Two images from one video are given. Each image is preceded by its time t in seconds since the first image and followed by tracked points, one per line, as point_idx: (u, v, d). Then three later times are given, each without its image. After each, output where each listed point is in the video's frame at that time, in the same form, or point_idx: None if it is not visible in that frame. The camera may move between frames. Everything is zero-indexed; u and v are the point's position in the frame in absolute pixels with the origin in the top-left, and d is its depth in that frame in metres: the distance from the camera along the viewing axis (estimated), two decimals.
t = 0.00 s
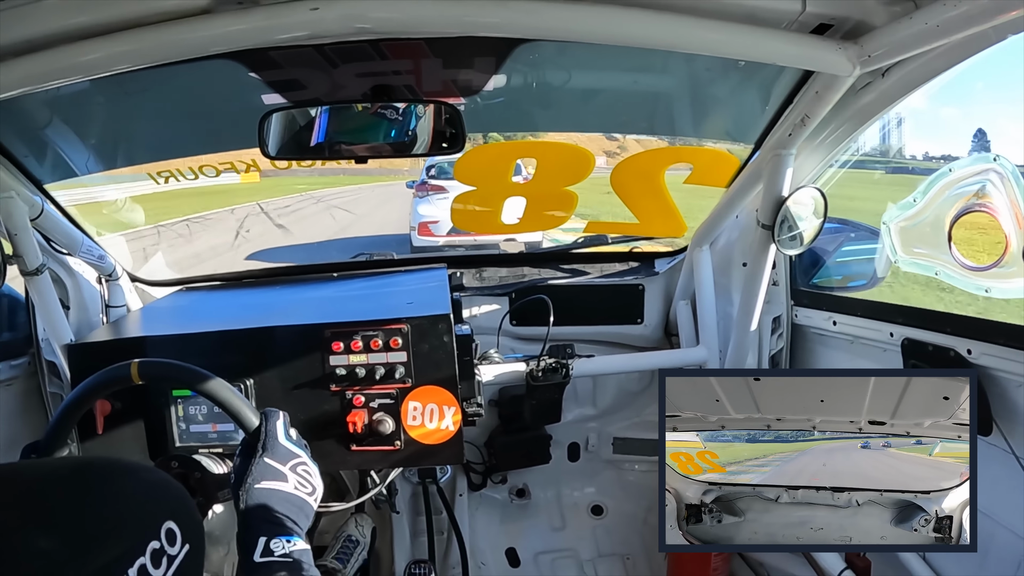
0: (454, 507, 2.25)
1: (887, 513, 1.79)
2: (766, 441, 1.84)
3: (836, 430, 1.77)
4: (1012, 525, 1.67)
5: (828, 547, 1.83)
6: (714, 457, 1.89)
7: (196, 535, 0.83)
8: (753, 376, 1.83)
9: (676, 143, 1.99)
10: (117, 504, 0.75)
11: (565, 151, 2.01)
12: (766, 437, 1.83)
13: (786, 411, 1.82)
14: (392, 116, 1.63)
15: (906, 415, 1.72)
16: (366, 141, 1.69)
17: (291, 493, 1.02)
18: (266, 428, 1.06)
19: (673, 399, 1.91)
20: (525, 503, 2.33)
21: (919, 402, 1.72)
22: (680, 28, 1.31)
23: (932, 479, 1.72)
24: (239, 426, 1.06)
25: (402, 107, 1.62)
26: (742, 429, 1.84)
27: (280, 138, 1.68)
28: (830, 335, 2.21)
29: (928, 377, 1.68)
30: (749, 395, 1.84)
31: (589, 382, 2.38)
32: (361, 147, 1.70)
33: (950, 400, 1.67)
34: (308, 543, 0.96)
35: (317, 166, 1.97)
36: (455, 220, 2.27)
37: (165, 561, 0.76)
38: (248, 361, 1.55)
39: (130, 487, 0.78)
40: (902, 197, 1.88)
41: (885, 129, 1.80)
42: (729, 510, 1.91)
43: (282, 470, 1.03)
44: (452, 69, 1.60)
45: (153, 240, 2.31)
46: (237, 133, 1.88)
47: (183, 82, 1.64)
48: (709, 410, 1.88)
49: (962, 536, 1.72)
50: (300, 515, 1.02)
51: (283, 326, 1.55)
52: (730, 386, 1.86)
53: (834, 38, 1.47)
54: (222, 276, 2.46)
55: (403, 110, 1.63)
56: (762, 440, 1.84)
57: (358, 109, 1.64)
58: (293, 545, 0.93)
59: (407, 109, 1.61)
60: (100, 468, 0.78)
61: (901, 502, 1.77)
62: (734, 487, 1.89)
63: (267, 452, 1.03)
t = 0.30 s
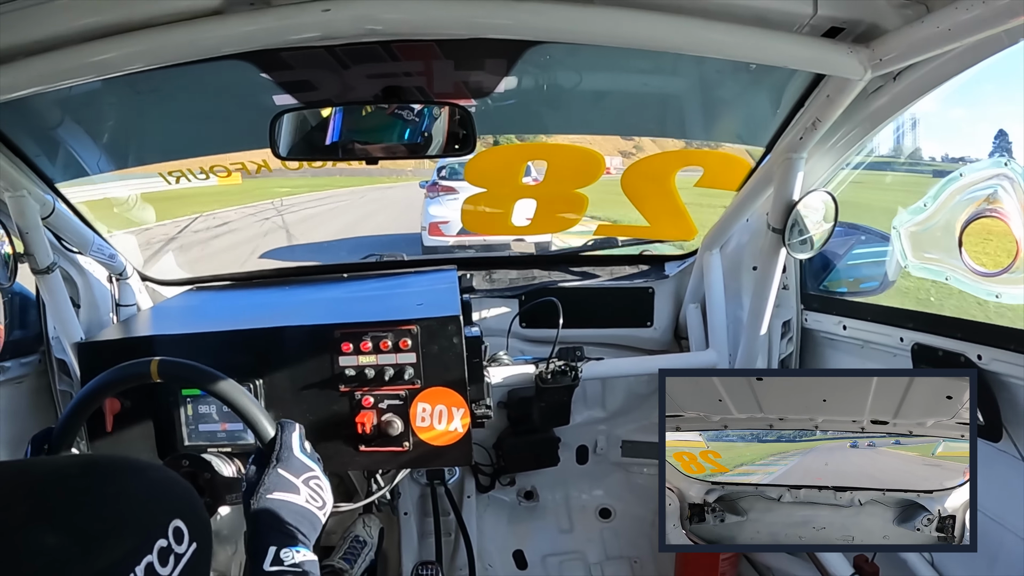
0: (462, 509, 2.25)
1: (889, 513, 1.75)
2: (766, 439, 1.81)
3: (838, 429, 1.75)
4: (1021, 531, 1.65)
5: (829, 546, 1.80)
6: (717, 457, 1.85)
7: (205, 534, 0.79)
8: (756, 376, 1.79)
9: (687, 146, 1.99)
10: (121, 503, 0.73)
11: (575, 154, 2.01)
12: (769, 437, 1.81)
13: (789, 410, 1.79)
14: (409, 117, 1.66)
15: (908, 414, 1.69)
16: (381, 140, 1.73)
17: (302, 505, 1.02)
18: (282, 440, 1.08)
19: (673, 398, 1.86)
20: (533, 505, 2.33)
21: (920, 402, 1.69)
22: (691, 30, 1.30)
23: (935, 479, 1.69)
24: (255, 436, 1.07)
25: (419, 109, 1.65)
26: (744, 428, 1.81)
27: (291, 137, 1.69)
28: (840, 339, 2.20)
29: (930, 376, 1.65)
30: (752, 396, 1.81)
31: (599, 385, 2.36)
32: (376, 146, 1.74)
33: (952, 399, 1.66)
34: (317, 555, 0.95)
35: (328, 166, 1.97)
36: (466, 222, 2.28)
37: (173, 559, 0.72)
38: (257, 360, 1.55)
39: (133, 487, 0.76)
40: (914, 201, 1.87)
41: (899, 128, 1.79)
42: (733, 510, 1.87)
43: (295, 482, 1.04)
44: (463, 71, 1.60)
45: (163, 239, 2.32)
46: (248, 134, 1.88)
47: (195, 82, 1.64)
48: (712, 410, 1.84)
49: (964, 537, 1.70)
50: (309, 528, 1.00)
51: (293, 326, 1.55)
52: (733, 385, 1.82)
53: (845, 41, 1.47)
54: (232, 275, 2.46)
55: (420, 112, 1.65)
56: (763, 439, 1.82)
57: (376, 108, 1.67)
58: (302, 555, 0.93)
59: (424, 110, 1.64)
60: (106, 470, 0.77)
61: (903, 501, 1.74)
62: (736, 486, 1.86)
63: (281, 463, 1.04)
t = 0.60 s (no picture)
0: (476, 507, 2.25)
1: (890, 512, 1.72)
2: (766, 440, 1.77)
3: (839, 429, 1.72)
4: None
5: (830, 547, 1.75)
6: (717, 457, 1.81)
7: (214, 530, 0.82)
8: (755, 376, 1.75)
9: (701, 145, 1.98)
10: (130, 499, 0.74)
11: (589, 153, 2.01)
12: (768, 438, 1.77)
13: (789, 411, 1.75)
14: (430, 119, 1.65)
15: (908, 413, 1.66)
16: (400, 141, 1.72)
17: (316, 513, 1.02)
18: (299, 446, 1.07)
19: (674, 398, 1.81)
20: (545, 505, 2.32)
21: (922, 401, 1.66)
22: (705, 30, 1.30)
23: (935, 477, 1.67)
24: (273, 441, 1.06)
25: (439, 110, 1.63)
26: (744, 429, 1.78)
27: (306, 136, 1.70)
28: (854, 341, 2.19)
29: (932, 377, 1.63)
30: (752, 395, 1.77)
31: (612, 385, 2.34)
32: (394, 147, 1.73)
33: (952, 398, 1.65)
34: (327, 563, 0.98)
35: (343, 166, 1.98)
36: (481, 222, 2.28)
37: (184, 555, 0.75)
38: (270, 359, 1.55)
39: (142, 483, 0.77)
40: (930, 201, 1.85)
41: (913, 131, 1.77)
42: (734, 510, 1.83)
43: (310, 490, 1.03)
44: (478, 70, 1.60)
45: (178, 237, 2.33)
46: (263, 133, 1.89)
47: (211, 82, 1.65)
48: (713, 410, 1.79)
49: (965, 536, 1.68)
50: (321, 532, 1.02)
51: (307, 325, 1.55)
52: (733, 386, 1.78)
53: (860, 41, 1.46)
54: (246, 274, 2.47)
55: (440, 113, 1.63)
56: (763, 439, 1.78)
57: (390, 108, 1.66)
58: (313, 562, 0.96)
59: (443, 112, 1.62)
60: (121, 464, 0.78)
61: (904, 500, 1.71)
62: (736, 487, 1.82)
63: (297, 471, 1.03)
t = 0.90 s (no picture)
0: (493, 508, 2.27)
1: (892, 513, 1.70)
2: (767, 439, 1.71)
3: (840, 430, 1.67)
4: None
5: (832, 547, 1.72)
6: (719, 457, 1.76)
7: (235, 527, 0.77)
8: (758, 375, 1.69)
9: (720, 147, 1.98)
10: (148, 492, 0.70)
11: (609, 154, 2.01)
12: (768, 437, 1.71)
13: (790, 410, 1.70)
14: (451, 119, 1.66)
15: (910, 413, 1.62)
16: (420, 140, 1.72)
17: (333, 521, 0.99)
18: (320, 453, 1.05)
19: (674, 398, 1.76)
20: (562, 506, 2.31)
21: (924, 401, 1.63)
22: (724, 30, 1.29)
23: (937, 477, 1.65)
24: (294, 446, 1.05)
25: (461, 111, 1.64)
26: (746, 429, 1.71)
27: (325, 135, 1.71)
28: (874, 345, 2.17)
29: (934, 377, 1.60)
30: (754, 395, 1.72)
31: (631, 386, 2.31)
32: (413, 147, 1.72)
33: (954, 399, 1.62)
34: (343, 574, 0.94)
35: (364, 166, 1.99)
36: (500, 221, 2.28)
37: (202, 551, 0.70)
38: (289, 357, 1.56)
39: (156, 479, 0.73)
40: (951, 204, 1.84)
41: (934, 133, 1.75)
42: (735, 510, 1.79)
43: (329, 498, 1.01)
44: (498, 71, 1.60)
45: (198, 236, 2.35)
46: (284, 133, 1.90)
47: (233, 82, 1.66)
48: (715, 410, 1.73)
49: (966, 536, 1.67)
50: (336, 542, 0.98)
51: (326, 324, 1.56)
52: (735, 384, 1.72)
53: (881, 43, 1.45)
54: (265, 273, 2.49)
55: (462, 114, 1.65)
56: (763, 439, 1.72)
57: (412, 108, 1.68)
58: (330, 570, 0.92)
59: (464, 112, 1.63)
60: (140, 461, 0.75)
61: (906, 501, 1.68)
62: (737, 487, 1.77)
63: (317, 478, 1.02)
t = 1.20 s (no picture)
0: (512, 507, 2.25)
1: (895, 513, 1.67)
2: (770, 438, 1.69)
3: (845, 429, 1.65)
4: None
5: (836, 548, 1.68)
6: (722, 457, 1.74)
7: (254, 523, 0.74)
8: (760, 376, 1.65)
9: (743, 148, 1.97)
10: (170, 486, 0.67)
11: (632, 155, 2.01)
12: (771, 437, 1.68)
13: (794, 410, 1.66)
14: (477, 117, 1.66)
15: (914, 413, 1.60)
16: (444, 141, 1.72)
17: (350, 519, 1.00)
18: (340, 451, 1.06)
19: (679, 398, 1.72)
20: (581, 507, 2.29)
21: (929, 400, 1.60)
22: (747, 30, 1.28)
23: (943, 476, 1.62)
24: (315, 442, 1.06)
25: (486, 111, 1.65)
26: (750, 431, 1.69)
27: (349, 135, 1.72)
28: (898, 348, 2.15)
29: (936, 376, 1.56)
30: (757, 396, 1.68)
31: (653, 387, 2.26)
32: (439, 147, 1.72)
33: (958, 398, 1.58)
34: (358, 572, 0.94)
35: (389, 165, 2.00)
36: (522, 219, 2.26)
37: (221, 546, 0.67)
38: (312, 356, 1.57)
39: (174, 471, 0.69)
40: (976, 206, 1.79)
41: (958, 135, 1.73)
42: (739, 509, 1.77)
43: (347, 497, 1.02)
44: (522, 71, 1.60)
45: (221, 234, 2.37)
46: (308, 132, 1.91)
47: (258, 82, 1.67)
48: (717, 410, 1.70)
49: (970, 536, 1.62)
50: (353, 539, 0.99)
51: (348, 323, 1.56)
52: (739, 386, 1.69)
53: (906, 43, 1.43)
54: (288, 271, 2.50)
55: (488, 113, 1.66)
56: (762, 439, 1.70)
57: (438, 108, 1.67)
58: (345, 569, 0.93)
59: (489, 112, 1.64)
60: (162, 453, 0.71)
61: (908, 501, 1.66)
62: (742, 487, 1.77)
63: (337, 476, 1.03)
